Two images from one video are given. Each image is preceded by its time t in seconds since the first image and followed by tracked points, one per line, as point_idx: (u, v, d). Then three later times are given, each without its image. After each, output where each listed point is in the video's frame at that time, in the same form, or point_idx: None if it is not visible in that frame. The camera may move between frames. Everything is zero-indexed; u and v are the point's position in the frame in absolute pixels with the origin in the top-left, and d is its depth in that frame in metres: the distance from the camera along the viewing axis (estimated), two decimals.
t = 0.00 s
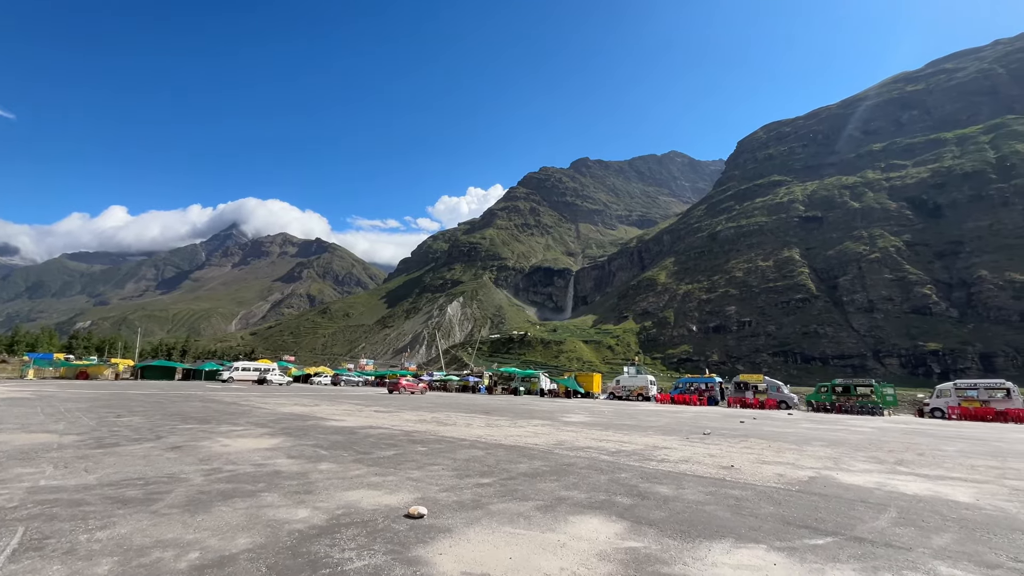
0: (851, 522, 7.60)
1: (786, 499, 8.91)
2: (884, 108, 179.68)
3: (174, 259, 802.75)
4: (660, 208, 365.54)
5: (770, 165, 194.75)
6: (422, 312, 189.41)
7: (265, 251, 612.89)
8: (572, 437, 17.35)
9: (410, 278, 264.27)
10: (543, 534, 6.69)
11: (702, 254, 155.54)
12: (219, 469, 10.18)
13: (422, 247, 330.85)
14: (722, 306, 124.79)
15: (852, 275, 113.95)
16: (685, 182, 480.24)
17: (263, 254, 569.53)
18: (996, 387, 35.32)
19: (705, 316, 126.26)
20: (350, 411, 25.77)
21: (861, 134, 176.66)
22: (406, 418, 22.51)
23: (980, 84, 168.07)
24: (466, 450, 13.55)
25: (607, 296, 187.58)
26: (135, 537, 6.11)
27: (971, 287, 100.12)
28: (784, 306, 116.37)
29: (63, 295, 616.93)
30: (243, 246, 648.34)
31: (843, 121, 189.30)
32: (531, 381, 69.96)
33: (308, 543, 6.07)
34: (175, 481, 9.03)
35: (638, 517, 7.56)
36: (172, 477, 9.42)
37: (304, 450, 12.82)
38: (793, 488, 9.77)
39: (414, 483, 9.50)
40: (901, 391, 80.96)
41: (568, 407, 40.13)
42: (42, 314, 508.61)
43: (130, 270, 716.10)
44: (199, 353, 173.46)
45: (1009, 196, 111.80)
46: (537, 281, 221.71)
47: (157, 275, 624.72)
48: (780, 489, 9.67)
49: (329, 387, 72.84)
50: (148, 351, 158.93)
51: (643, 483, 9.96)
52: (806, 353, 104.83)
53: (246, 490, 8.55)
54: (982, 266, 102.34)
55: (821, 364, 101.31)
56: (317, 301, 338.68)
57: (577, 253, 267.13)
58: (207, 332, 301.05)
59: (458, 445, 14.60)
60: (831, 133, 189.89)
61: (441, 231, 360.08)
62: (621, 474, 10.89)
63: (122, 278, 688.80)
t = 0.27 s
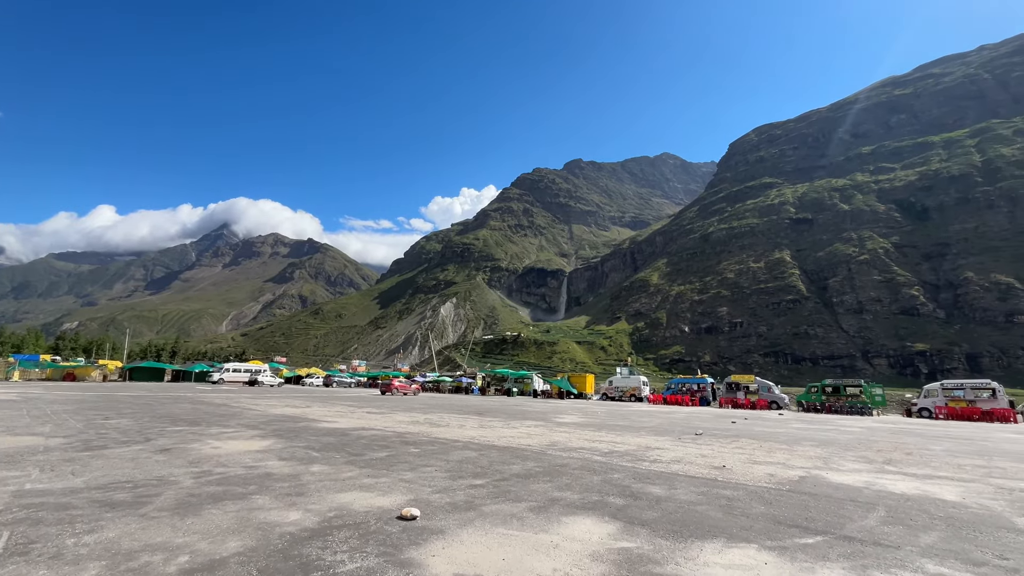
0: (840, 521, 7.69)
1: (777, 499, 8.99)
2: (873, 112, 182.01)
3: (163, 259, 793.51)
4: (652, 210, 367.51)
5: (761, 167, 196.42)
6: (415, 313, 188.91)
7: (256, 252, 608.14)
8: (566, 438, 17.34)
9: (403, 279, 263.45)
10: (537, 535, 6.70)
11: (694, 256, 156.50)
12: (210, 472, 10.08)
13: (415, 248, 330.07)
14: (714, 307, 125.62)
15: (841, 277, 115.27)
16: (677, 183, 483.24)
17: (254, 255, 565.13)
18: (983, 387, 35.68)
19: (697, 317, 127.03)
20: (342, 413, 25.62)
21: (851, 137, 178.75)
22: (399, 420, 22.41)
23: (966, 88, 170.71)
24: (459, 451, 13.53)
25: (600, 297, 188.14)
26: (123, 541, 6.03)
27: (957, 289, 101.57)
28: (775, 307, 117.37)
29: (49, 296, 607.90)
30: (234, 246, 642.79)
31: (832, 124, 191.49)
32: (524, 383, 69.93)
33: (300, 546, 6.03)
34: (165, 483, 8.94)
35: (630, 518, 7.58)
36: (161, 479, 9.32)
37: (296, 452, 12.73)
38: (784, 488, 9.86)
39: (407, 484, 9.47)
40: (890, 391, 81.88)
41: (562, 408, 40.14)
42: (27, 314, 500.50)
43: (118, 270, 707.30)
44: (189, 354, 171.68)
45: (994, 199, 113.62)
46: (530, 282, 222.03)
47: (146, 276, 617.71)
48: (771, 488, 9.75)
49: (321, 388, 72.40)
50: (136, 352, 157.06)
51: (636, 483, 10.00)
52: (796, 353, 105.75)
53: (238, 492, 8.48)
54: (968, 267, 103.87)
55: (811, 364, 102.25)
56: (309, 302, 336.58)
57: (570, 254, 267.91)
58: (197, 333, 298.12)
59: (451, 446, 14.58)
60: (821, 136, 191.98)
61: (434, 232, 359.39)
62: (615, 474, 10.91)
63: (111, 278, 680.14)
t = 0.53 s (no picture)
0: (834, 522, 7.72)
1: (772, 499, 9.03)
2: (866, 114, 183.54)
3: (156, 261, 787.76)
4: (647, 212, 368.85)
5: (755, 169, 197.53)
6: (411, 314, 188.51)
7: (251, 253, 605.35)
8: (562, 440, 17.32)
9: (399, 280, 262.98)
10: (534, 537, 6.69)
11: (689, 257, 157.09)
12: (202, 475, 10.00)
13: (410, 250, 329.71)
14: (709, 308, 126.07)
15: (835, 278, 115.98)
16: (672, 185, 485.39)
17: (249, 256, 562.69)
18: (974, 387, 36.32)
19: (692, 318, 127.48)
20: (337, 415, 25.50)
21: (844, 139, 180.17)
22: (394, 422, 22.35)
23: (957, 91, 172.56)
24: (455, 453, 13.48)
25: (596, 298, 188.54)
26: (115, 544, 5.98)
27: (950, 290, 102.45)
28: (769, 308, 117.93)
29: (41, 297, 602.66)
30: (228, 247, 639.60)
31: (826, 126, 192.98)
32: (520, 384, 69.88)
33: (294, 549, 5.99)
34: (157, 487, 8.85)
35: (627, 519, 7.59)
36: (154, 483, 9.24)
37: (290, 454, 12.68)
38: (778, 489, 9.90)
39: (402, 487, 9.44)
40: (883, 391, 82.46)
41: (557, 409, 40.16)
42: (18, 316, 495.56)
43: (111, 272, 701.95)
44: (183, 356, 170.47)
45: (986, 201, 114.83)
46: (526, 283, 222.16)
47: (139, 277, 613.33)
48: (766, 489, 9.78)
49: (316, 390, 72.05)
50: (129, 354, 155.81)
51: (632, 485, 9.99)
52: (791, 354, 106.28)
53: (231, 495, 8.41)
54: (960, 269, 104.78)
55: (805, 365, 102.77)
56: (304, 303, 335.38)
57: (566, 255, 268.50)
58: (191, 335, 296.30)
59: (447, 448, 14.55)
60: (814, 138, 193.38)
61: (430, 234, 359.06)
62: (610, 475, 10.92)
63: (103, 280, 674.96)
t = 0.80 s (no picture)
0: (832, 522, 7.73)
1: (769, 501, 9.04)
2: (862, 116, 184.17)
3: (153, 263, 785.23)
4: (645, 213, 369.53)
5: (752, 170, 198.07)
6: (409, 316, 188.30)
7: (248, 255, 604.08)
8: (559, 442, 17.32)
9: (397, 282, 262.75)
10: (531, 539, 6.67)
11: (687, 258, 157.32)
12: (200, 478, 9.96)
13: (408, 251, 329.50)
14: (707, 309, 126.28)
15: (833, 279, 116.35)
16: (670, 187, 486.43)
17: (246, 258, 561.55)
18: (971, 387, 36.17)
19: (690, 319, 127.64)
20: (335, 417, 25.43)
21: (840, 140, 180.84)
22: (392, 424, 22.29)
23: (953, 93, 173.35)
24: (453, 455, 13.43)
25: (594, 299, 188.71)
26: (111, 548, 5.95)
27: (946, 290, 102.91)
28: (767, 309, 118.18)
29: (37, 299, 599.71)
30: (226, 249, 637.98)
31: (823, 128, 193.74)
32: (518, 386, 69.78)
33: (291, 552, 5.96)
34: (153, 490, 8.81)
35: (625, 520, 7.60)
36: (151, 486, 9.18)
37: (288, 457, 12.62)
38: (776, 490, 9.91)
39: (400, 489, 9.40)
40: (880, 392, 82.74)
41: (555, 410, 40.16)
42: (14, 318, 493.07)
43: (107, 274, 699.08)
44: (180, 358, 169.86)
45: (981, 202, 115.46)
46: (524, 285, 222.24)
47: (135, 279, 611.18)
48: (764, 490, 9.78)
49: (314, 392, 71.85)
50: (125, 356, 155.06)
51: (629, 486, 10.00)
52: (788, 355, 106.50)
53: (228, 498, 8.37)
54: (956, 269, 105.20)
55: (803, 366, 103.00)
56: (301, 305, 334.76)
57: (564, 257, 268.74)
58: (188, 337, 295.16)
59: (444, 450, 14.51)
60: (811, 140, 194.14)
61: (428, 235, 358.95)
62: (608, 477, 10.92)
63: (100, 282, 672.35)
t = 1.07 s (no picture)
0: (831, 523, 7.74)
1: (770, 502, 9.02)
2: (861, 117, 184.59)
3: (153, 266, 784.74)
4: (644, 215, 370.10)
5: (751, 171, 198.43)
6: (408, 318, 188.23)
7: (248, 257, 603.94)
8: (559, 443, 17.30)
9: (397, 284, 262.81)
10: (531, 541, 6.67)
11: (686, 259, 157.48)
12: (198, 480, 9.93)
13: (408, 253, 329.56)
14: (706, 310, 126.30)
15: (832, 280, 116.60)
16: (669, 188, 487.34)
17: (246, 261, 561.58)
18: (970, 388, 36.14)
19: (689, 320, 127.65)
20: (334, 419, 25.42)
21: (839, 141, 181.29)
22: (391, 426, 22.24)
23: (951, 93, 173.87)
24: (453, 457, 13.45)
25: (593, 301, 188.79)
26: (107, 552, 5.92)
27: (945, 291, 103.00)
28: (766, 310, 118.23)
29: (36, 301, 599.21)
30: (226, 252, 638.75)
31: (821, 129, 194.27)
32: (518, 388, 69.67)
33: (290, 555, 5.94)
34: (152, 493, 8.80)
35: (625, 522, 7.58)
36: (150, 489, 9.15)
37: (288, 459, 12.61)
38: (775, 491, 9.90)
39: (399, 491, 9.38)
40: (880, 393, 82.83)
41: (555, 412, 40.10)
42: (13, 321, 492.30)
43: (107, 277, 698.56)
44: (178, 361, 169.49)
45: (980, 202, 115.65)
46: (523, 286, 222.55)
47: (135, 282, 610.56)
48: (764, 492, 9.77)
49: (313, 395, 71.69)
50: (125, 359, 154.69)
51: (629, 488, 9.98)
52: (788, 356, 106.53)
53: (226, 501, 8.34)
54: (955, 270, 105.39)
55: (802, 367, 103.00)
56: (301, 308, 334.86)
57: (563, 258, 268.87)
58: (187, 339, 294.91)
59: (444, 452, 14.50)
60: (810, 141, 194.55)
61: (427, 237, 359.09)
62: (608, 479, 10.91)
63: (99, 285, 671.71)
